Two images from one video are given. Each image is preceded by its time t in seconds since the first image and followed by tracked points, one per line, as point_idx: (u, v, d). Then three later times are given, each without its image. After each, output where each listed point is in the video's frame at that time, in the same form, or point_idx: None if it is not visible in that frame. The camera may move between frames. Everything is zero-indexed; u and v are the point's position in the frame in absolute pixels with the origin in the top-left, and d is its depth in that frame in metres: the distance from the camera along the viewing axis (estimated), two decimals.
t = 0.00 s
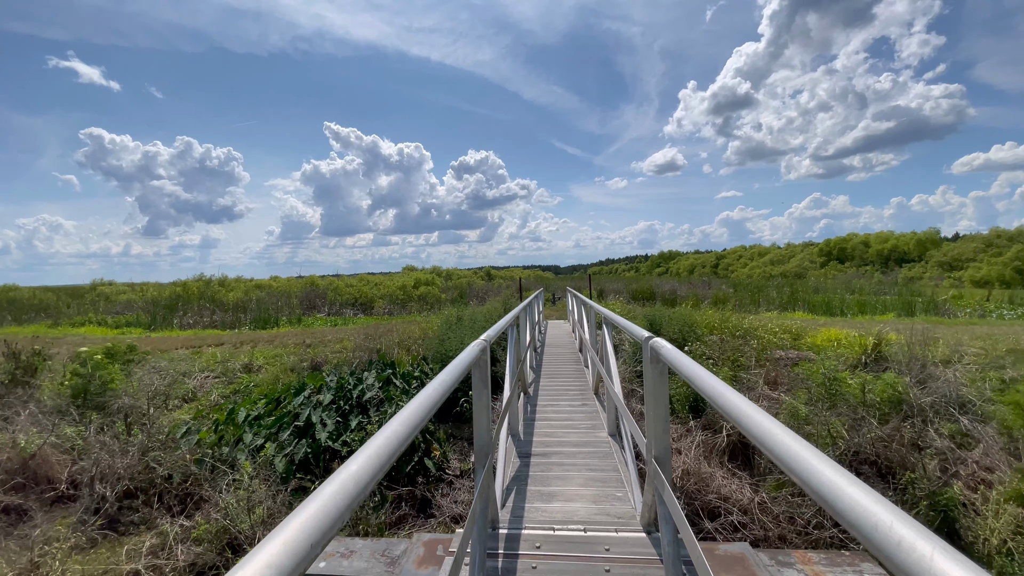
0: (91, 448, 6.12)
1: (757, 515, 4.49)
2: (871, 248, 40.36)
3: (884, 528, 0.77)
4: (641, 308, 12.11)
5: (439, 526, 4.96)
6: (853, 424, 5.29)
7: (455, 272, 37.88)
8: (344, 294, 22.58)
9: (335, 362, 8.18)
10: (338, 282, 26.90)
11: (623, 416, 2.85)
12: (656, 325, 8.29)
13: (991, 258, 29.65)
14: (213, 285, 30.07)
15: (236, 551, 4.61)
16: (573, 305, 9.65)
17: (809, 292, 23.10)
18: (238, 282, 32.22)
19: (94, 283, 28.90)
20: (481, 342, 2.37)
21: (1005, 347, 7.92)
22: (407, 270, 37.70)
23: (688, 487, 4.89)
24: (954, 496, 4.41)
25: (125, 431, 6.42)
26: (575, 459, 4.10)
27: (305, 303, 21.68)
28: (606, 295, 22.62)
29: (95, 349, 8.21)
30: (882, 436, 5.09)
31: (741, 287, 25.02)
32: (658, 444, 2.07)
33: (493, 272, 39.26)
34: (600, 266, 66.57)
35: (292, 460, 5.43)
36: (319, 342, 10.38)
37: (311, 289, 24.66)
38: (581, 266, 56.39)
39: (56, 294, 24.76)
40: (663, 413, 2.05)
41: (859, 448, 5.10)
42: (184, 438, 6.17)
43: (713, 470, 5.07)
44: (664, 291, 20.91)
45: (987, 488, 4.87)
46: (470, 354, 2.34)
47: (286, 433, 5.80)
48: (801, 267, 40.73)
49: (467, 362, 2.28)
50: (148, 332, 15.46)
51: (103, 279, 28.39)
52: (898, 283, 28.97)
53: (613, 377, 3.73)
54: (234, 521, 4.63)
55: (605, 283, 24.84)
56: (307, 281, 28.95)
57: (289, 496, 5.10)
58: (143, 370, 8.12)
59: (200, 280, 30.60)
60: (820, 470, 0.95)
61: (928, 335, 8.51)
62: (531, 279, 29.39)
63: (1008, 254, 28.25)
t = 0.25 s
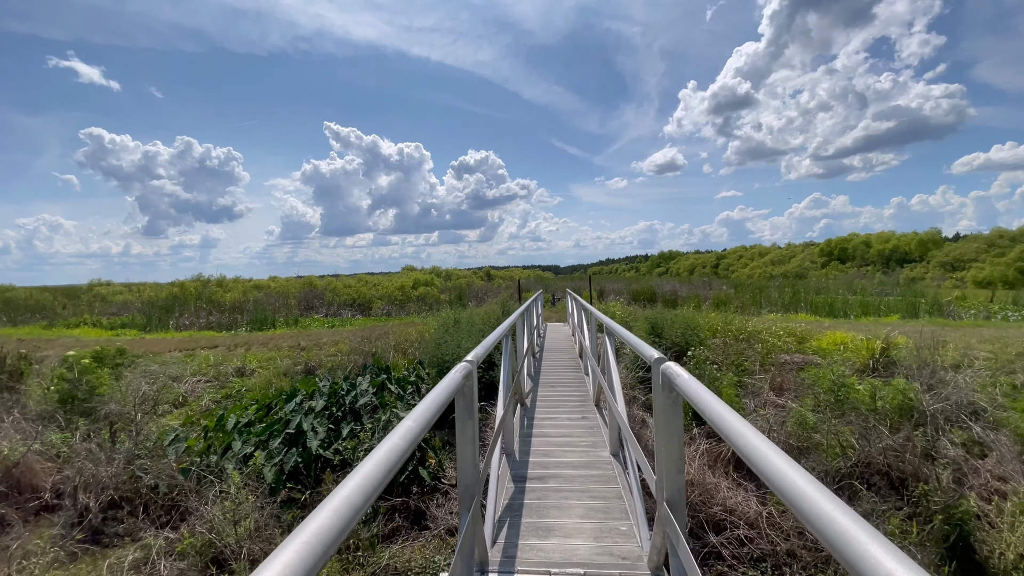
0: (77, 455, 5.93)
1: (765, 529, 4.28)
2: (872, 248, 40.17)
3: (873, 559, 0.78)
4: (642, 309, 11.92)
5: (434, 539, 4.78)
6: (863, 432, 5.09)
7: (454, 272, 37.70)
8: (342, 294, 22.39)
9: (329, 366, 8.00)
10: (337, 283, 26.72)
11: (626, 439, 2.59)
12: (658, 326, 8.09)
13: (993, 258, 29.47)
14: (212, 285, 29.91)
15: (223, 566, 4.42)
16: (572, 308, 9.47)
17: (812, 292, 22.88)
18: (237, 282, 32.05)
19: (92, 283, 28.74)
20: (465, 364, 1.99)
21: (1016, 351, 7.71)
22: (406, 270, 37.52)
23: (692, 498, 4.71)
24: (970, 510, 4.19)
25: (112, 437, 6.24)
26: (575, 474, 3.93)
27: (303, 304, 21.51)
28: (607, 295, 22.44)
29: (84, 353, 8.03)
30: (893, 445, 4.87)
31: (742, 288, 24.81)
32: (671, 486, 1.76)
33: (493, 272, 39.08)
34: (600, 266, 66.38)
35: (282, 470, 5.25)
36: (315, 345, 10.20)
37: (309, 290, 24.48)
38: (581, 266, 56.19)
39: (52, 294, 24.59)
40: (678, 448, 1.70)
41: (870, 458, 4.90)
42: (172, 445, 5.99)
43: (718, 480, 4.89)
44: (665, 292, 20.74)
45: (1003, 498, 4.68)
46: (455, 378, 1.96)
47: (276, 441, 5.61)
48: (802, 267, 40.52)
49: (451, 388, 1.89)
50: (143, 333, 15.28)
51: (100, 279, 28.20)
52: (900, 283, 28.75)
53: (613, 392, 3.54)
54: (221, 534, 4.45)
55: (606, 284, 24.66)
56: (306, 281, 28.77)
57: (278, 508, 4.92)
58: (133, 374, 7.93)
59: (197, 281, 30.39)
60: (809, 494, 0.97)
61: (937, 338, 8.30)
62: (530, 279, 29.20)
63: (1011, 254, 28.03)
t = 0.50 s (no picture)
0: (62, 459, 5.76)
1: (773, 540, 4.12)
2: (873, 248, 40.01)
3: (865, 542, 0.80)
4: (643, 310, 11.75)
5: (429, 547, 4.62)
6: (873, 436, 4.92)
7: (454, 272, 37.52)
8: (341, 294, 22.22)
9: (324, 368, 7.83)
10: (336, 283, 26.55)
11: (633, 451, 2.40)
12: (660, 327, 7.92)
13: (996, 258, 29.27)
14: (210, 285, 29.74)
15: None
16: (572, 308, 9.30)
17: (813, 292, 22.70)
18: (235, 282, 31.88)
19: (88, 283, 28.56)
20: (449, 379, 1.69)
21: None
22: (405, 270, 37.34)
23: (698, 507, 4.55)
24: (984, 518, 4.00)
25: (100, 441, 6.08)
26: (575, 483, 3.76)
27: (301, 304, 21.34)
28: (607, 295, 22.27)
29: (73, 354, 7.87)
30: (905, 451, 4.68)
31: (743, 288, 24.64)
32: (690, 521, 1.57)
33: (493, 272, 38.91)
34: (600, 265, 66.21)
35: (273, 475, 5.08)
36: (310, 346, 10.03)
37: (307, 290, 24.32)
38: (581, 266, 56.02)
39: (48, 293, 24.40)
40: (698, 479, 1.50)
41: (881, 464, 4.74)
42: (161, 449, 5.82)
43: (725, 487, 4.73)
44: (665, 291, 20.59)
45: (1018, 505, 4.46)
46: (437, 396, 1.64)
47: (268, 445, 5.45)
48: (803, 267, 40.35)
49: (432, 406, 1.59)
50: (139, 334, 15.12)
51: (98, 279, 28.03)
52: (902, 283, 28.56)
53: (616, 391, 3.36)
54: (207, 543, 4.28)
55: (606, 284, 24.48)
56: (304, 281, 28.59)
57: (268, 517, 4.75)
58: (124, 376, 7.77)
59: (196, 281, 30.22)
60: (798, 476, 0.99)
61: (944, 339, 8.13)
62: (530, 279, 29.02)
63: (1014, 254, 27.85)
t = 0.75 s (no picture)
0: (46, 464, 5.57)
1: (785, 552, 3.94)
2: (875, 247, 39.81)
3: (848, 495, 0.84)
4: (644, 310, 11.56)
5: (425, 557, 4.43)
6: (886, 441, 4.73)
7: (453, 272, 37.32)
8: (339, 294, 22.01)
9: (319, 369, 7.63)
10: (334, 283, 26.35)
11: (646, 470, 2.18)
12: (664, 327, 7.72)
13: (999, 258, 29.08)
14: (208, 285, 29.54)
15: None
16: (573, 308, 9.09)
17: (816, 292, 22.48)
18: (233, 282, 31.68)
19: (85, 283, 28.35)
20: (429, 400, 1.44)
21: None
22: (405, 270, 37.14)
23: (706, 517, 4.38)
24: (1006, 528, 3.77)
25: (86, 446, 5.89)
26: (578, 489, 3.57)
27: (298, 304, 21.13)
28: (608, 295, 22.07)
29: (62, 356, 7.68)
30: (920, 458, 4.49)
31: (745, 288, 24.42)
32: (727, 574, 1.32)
33: (492, 272, 38.71)
34: (600, 265, 66.04)
35: (263, 482, 4.89)
36: (306, 346, 9.83)
37: (305, 289, 24.12)
38: (581, 266, 55.82)
39: (44, 293, 24.19)
40: (739, 521, 1.28)
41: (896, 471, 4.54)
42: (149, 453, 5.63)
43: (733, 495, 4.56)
44: (666, 291, 20.40)
45: None
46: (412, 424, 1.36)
47: (258, 451, 5.26)
48: (804, 267, 40.13)
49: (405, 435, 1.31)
50: (134, 334, 14.92)
51: (94, 279, 27.85)
52: (905, 283, 28.34)
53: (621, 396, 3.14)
54: (192, 554, 4.08)
55: (607, 283, 24.27)
56: (302, 280, 28.38)
57: (256, 526, 4.55)
58: (113, 378, 7.57)
59: (194, 280, 30.01)
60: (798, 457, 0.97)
61: (955, 339, 7.92)
62: (531, 279, 28.83)
63: (1017, 253, 27.63)
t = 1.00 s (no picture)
0: (31, 472, 5.40)
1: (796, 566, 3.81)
2: (877, 248, 39.66)
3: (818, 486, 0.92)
4: (646, 313, 11.34)
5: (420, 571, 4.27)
6: (897, 450, 4.58)
7: (453, 272, 37.17)
8: (338, 294, 21.85)
9: (315, 373, 7.48)
10: (333, 283, 26.21)
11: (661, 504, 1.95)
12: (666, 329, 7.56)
13: (1001, 258, 28.91)
14: (206, 285, 29.39)
15: None
16: (574, 311, 8.94)
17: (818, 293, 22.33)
18: (232, 282, 31.53)
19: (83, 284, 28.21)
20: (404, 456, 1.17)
21: None
22: (404, 270, 36.99)
23: (712, 527, 4.21)
24: None
25: (74, 453, 5.73)
26: (581, 496, 3.40)
27: (297, 305, 20.98)
28: (609, 296, 21.92)
29: (52, 359, 7.52)
30: (934, 468, 4.34)
31: (747, 288, 24.27)
32: None
33: (493, 272, 38.56)
34: (600, 265, 65.87)
35: (254, 492, 4.73)
36: (303, 348, 9.68)
37: (303, 290, 23.95)
38: (582, 266, 55.67)
39: (41, 293, 24.04)
40: None
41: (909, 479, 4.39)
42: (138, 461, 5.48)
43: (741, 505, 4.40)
44: (667, 292, 20.24)
45: None
46: (378, 493, 1.07)
47: (250, 459, 5.10)
48: (806, 267, 39.97)
49: (371, 510, 1.02)
50: (129, 335, 14.75)
51: (93, 279, 27.72)
52: (907, 283, 28.19)
53: (628, 407, 2.96)
54: (178, 568, 3.90)
55: (608, 284, 24.12)
56: (301, 281, 28.23)
57: (246, 540, 4.39)
58: (105, 382, 7.41)
59: (192, 280, 29.85)
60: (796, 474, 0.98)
61: (964, 342, 7.76)
62: (531, 279, 28.67)
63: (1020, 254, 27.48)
